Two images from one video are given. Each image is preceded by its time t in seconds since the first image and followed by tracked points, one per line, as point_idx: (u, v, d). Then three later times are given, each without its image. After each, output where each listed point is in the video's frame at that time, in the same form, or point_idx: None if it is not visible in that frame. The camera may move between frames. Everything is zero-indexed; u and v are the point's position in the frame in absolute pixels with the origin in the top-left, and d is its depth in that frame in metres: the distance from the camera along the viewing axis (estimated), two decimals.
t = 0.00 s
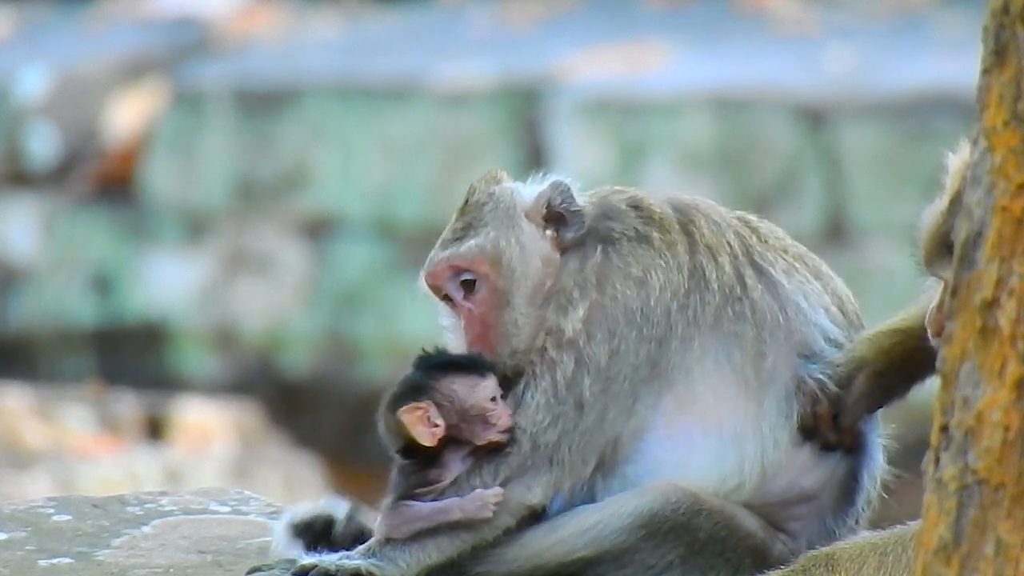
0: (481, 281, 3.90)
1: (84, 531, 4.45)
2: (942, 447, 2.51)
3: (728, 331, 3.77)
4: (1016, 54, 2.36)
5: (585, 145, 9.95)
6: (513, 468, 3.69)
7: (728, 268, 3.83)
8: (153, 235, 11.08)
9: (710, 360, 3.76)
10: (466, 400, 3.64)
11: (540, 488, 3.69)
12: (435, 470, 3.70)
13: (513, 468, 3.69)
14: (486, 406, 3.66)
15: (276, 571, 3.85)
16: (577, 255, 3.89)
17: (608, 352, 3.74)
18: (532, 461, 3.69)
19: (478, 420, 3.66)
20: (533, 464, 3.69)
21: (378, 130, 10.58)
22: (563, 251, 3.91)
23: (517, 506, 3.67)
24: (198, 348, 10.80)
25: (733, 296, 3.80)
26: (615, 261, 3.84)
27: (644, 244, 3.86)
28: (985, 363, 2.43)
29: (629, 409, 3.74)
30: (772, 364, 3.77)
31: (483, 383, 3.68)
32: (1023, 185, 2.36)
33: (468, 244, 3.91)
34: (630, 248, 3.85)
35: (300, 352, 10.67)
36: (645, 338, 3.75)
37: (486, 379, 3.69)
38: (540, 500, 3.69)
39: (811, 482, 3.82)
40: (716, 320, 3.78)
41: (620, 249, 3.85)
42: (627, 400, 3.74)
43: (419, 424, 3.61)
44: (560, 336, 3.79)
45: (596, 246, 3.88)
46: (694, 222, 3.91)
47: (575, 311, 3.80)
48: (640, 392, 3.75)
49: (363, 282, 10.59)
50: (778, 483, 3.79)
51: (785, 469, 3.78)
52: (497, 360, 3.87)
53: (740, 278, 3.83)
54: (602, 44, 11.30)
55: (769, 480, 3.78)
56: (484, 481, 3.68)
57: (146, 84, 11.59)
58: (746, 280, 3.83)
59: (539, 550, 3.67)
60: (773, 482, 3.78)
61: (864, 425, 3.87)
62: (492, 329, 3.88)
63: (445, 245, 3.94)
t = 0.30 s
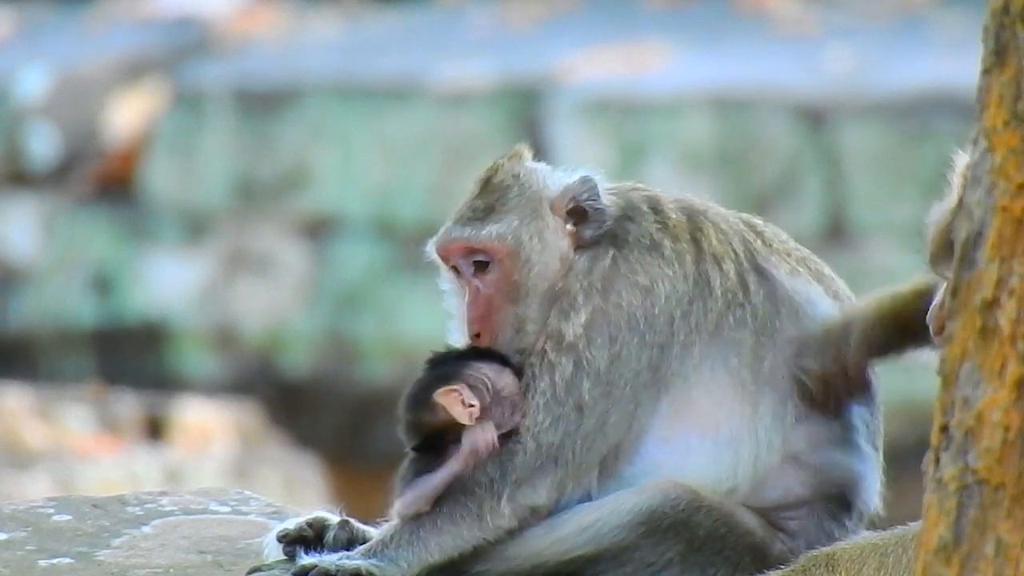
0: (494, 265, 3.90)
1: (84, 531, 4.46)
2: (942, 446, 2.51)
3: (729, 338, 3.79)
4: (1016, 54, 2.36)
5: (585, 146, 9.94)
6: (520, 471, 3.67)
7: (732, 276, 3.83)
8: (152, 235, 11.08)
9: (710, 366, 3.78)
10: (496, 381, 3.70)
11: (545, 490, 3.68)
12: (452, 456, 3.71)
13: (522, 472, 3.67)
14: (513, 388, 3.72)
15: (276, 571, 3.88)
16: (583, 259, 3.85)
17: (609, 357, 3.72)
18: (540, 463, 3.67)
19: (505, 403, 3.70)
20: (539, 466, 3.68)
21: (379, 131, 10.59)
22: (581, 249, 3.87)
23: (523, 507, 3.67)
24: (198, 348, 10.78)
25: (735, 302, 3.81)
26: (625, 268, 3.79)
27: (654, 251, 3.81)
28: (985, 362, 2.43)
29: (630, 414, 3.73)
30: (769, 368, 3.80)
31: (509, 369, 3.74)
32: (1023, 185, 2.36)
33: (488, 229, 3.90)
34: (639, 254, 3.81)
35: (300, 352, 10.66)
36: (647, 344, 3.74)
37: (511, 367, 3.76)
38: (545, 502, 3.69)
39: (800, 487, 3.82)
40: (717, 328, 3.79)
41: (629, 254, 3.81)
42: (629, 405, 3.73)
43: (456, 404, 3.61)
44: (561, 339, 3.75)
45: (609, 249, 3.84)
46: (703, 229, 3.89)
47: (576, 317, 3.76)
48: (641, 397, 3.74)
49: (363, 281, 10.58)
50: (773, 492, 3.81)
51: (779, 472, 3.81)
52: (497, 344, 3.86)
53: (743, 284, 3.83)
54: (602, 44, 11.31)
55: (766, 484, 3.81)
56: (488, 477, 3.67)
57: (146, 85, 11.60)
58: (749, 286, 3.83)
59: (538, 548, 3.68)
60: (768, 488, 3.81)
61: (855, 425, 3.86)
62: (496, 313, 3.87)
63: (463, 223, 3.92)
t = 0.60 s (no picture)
0: (550, 223, 3.92)
1: (84, 531, 4.46)
2: (942, 447, 2.52)
3: (728, 343, 3.93)
4: (1016, 54, 2.36)
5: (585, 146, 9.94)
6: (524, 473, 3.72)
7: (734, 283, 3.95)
8: (152, 235, 11.08)
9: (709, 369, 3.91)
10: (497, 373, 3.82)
11: (547, 493, 3.73)
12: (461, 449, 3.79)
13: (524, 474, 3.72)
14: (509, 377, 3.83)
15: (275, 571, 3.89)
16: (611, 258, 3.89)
17: (617, 363, 3.78)
18: (543, 465, 3.73)
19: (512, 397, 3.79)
20: (543, 468, 3.73)
21: (379, 130, 10.59)
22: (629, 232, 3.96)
23: (525, 508, 3.72)
24: (197, 349, 10.76)
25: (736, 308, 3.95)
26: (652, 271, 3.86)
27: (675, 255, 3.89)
28: (985, 362, 2.43)
29: (632, 420, 3.77)
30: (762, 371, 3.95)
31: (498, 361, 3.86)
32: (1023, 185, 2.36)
33: (555, 188, 3.93)
34: (660, 258, 3.88)
35: (300, 351, 10.65)
36: (652, 350, 3.80)
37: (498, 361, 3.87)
38: (547, 503, 3.74)
39: (790, 486, 3.92)
40: (719, 333, 3.92)
41: (648, 258, 3.89)
42: (631, 411, 3.77)
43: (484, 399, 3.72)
44: (579, 341, 3.83)
45: (642, 245, 3.91)
46: (717, 234, 3.98)
47: (600, 322, 3.81)
48: (644, 402, 3.79)
49: (363, 281, 10.57)
50: (770, 494, 3.91)
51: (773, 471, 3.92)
52: (531, 301, 3.86)
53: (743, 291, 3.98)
54: (601, 44, 11.31)
55: (760, 485, 3.91)
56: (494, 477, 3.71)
57: (146, 85, 11.61)
58: (748, 292, 3.99)
59: (538, 548, 3.71)
60: (764, 488, 3.90)
61: (836, 431, 3.96)
62: (540, 271, 3.88)
63: (530, 174, 3.94)
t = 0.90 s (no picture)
0: (601, 200, 3.88)
1: (84, 531, 4.45)
2: (942, 446, 2.51)
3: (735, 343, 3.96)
4: (1016, 54, 2.36)
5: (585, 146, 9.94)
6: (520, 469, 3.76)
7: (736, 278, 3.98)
8: (153, 235, 11.08)
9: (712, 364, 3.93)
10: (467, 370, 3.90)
11: (546, 492, 3.77)
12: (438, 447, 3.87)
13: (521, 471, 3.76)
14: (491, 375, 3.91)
15: (276, 571, 3.93)
16: (642, 250, 3.87)
17: (624, 361, 3.84)
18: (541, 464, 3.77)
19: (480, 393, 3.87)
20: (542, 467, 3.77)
21: (379, 130, 10.58)
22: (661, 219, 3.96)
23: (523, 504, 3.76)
24: (197, 349, 10.76)
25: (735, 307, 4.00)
26: (670, 266, 3.88)
27: (689, 249, 3.90)
28: (986, 362, 2.43)
29: (631, 417, 3.83)
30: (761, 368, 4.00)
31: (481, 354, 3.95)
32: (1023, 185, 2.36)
33: (612, 164, 3.90)
34: (673, 253, 3.89)
35: (301, 351, 10.66)
36: (654, 348, 3.86)
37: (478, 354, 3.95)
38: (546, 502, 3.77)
39: (781, 478, 3.91)
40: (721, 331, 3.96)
41: (662, 253, 3.89)
42: (630, 409, 3.83)
43: (430, 400, 3.83)
44: (607, 341, 3.85)
45: (665, 236, 3.91)
46: (723, 228, 3.99)
47: (630, 320, 3.85)
48: (642, 401, 3.85)
49: (363, 281, 10.59)
50: (762, 486, 3.91)
51: (769, 464, 3.91)
52: (576, 276, 3.83)
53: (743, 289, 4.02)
54: (602, 44, 11.31)
55: (751, 477, 3.91)
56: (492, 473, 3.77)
57: (146, 85, 11.62)
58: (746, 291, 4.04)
59: (537, 540, 3.76)
60: (756, 481, 3.91)
61: (828, 425, 3.92)
62: (586, 245, 3.84)
63: (587, 146, 3.90)
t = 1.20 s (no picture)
0: (628, 196, 3.85)
1: (84, 531, 4.45)
2: (942, 447, 2.51)
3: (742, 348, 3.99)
4: (1016, 53, 2.36)
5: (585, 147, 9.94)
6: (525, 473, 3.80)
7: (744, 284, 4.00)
8: (153, 235, 11.08)
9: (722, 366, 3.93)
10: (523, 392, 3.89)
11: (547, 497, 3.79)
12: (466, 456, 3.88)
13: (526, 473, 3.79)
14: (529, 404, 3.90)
15: (276, 571, 3.93)
16: (667, 250, 3.87)
17: (634, 365, 3.86)
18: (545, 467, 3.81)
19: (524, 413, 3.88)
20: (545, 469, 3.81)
21: (379, 129, 10.58)
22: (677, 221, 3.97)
23: (523, 510, 3.76)
24: (198, 348, 10.76)
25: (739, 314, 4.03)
26: (684, 269, 3.91)
27: (704, 254, 3.93)
28: (985, 362, 2.43)
29: (634, 421, 3.87)
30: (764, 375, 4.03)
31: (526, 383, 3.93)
32: (1023, 184, 2.36)
33: (640, 162, 3.88)
34: (688, 256, 3.92)
35: (301, 352, 10.65)
36: (663, 352, 3.88)
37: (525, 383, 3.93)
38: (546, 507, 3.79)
39: (781, 479, 3.89)
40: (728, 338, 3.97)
41: (679, 255, 3.90)
42: (633, 414, 3.87)
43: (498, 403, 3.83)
44: (623, 347, 3.86)
45: (682, 238, 3.92)
46: (733, 233, 4.02)
47: (646, 327, 3.87)
48: (647, 406, 3.88)
49: (364, 280, 10.58)
50: (761, 485, 3.89)
51: (769, 464, 3.90)
52: (607, 272, 3.80)
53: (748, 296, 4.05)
54: (601, 44, 11.31)
55: (749, 477, 3.90)
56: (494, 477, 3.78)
57: (146, 85, 11.63)
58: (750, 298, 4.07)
59: (538, 541, 3.76)
60: (755, 480, 3.90)
61: (829, 426, 3.91)
62: (611, 244, 3.80)
63: (617, 142, 3.88)
